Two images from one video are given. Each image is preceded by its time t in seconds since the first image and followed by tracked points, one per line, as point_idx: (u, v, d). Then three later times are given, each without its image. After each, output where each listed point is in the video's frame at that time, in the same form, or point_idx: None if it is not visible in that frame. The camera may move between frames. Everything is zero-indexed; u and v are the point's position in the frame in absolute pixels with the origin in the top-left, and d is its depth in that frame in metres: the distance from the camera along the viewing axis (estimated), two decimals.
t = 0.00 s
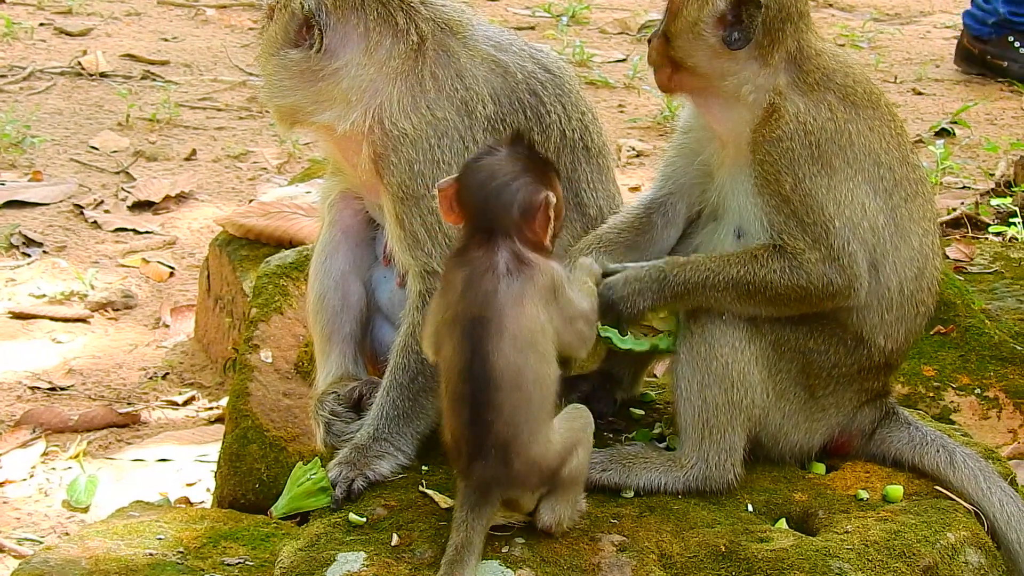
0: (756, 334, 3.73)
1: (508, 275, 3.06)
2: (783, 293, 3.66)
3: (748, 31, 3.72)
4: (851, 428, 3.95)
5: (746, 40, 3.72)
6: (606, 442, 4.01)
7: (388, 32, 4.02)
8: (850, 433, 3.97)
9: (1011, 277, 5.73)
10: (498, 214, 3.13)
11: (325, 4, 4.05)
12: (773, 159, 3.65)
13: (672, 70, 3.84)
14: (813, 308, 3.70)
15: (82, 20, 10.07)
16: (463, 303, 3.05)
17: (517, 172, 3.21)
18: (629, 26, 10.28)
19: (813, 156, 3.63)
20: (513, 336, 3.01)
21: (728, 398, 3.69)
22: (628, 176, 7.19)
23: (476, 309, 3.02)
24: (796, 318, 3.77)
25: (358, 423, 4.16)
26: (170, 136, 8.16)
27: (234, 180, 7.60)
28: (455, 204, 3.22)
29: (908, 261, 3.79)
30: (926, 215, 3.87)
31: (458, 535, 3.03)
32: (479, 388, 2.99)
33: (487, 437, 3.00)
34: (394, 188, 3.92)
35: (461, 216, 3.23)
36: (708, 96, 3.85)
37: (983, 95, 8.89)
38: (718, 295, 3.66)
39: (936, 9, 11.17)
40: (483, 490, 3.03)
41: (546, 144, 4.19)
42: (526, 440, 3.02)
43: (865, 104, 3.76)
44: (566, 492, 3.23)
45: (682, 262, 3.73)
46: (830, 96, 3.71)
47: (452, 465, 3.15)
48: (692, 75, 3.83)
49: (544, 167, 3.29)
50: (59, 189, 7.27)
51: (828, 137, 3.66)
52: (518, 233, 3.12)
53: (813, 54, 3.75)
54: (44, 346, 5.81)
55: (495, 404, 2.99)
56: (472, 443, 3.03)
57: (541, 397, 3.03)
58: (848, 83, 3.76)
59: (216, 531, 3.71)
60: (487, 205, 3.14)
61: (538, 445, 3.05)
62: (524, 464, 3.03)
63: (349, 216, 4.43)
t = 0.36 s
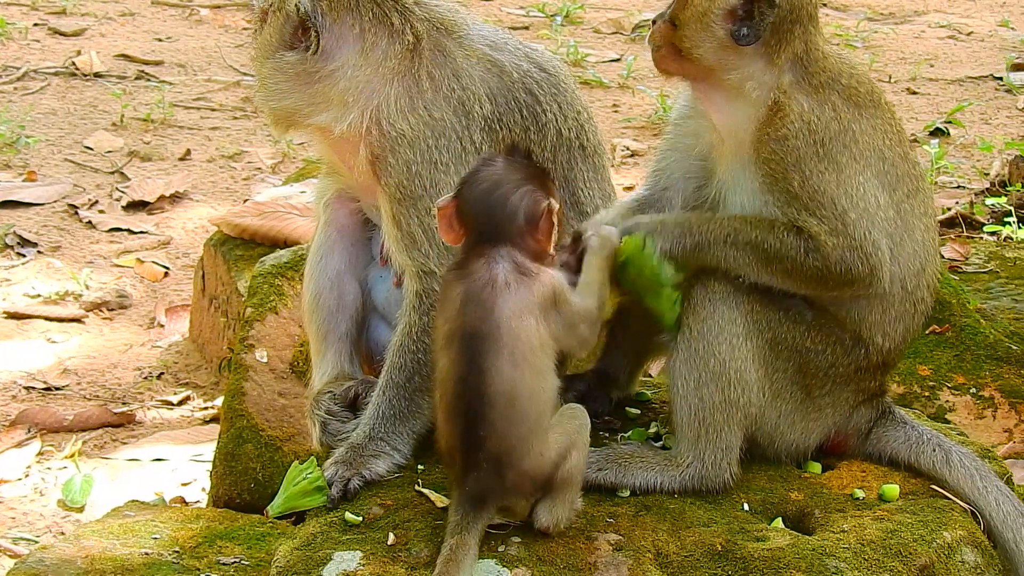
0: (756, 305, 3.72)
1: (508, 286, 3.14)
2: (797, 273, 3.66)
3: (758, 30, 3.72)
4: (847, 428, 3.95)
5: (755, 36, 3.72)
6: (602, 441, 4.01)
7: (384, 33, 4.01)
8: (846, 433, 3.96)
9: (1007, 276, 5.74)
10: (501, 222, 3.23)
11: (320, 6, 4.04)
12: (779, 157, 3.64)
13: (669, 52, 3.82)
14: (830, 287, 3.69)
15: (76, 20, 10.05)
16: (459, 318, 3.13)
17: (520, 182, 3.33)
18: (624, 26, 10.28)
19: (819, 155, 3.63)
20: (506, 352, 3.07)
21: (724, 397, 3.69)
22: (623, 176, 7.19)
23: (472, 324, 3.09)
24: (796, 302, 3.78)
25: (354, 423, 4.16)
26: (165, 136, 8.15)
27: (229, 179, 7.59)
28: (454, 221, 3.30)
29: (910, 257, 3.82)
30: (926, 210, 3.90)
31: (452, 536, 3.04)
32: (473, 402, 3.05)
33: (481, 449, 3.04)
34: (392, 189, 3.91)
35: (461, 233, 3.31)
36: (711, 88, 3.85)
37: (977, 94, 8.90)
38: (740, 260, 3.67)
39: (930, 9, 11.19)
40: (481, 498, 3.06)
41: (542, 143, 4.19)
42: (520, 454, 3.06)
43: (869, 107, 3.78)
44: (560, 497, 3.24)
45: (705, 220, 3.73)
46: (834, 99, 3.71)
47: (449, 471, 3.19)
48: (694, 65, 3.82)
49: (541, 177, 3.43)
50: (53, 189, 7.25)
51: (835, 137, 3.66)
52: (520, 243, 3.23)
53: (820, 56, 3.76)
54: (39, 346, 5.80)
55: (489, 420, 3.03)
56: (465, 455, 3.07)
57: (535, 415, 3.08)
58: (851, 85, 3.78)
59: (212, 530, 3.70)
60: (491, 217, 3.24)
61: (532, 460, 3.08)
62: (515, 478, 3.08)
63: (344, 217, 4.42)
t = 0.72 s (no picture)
0: (755, 302, 3.71)
1: (512, 295, 3.07)
2: (782, 275, 3.64)
3: (819, 31, 3.69)
4: (847, 425, 3.95)
5: (819, 38, 3.68)
6: (602, 439, 4.01)
7: (384, 32, 4.01)
8: (846, 430, 3.97)
9: (1006, 274, 5.74)
10: (515, 231, 3.21)
11: (320, 6, 4.04)
12: (796, 153, 3.66)
13: (733, 108, 3.76)
14: (806, 291, 3.71)
15: (75, 18, 10.03)
16: (462, 323, 3.09)
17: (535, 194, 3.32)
18: (622, 24, 10.27)
19: (835, 151, 3.66)
20: (506, 363, 3.02)
21: (724, 396, 3.69)
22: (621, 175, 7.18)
23: (474, 331, 3.05)
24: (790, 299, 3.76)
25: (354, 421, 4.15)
26: (163, 134, 8.14)
27: (228, 178, 7.58)
28: (469, 228, 3.29)
29: (909, 252, 3.81)
30: (928, 206, 3.91)
31: (452, 537, 3.05)
32: (473, 411, 3.03)
33: (482, 458, 3.04)
34: (393, 188, 3.90)
35: (473, 242, 3.29)
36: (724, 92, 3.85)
37: (976, 92, 8.90)
38: (726, 262, 3.62)
39: (929, 7, 11.19)
40: (481, 503, 3.07)
41: (542, 141, 4.20)
42: (522, 463, 3.06)
43: (879, 94, 3.80)
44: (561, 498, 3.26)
45: (700, 218, 3.63)
46: (846, 86, 3.73)
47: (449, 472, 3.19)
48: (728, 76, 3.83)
49: (556, 191, 3.42)
50: (52, 188, 7.25)
51: (852, 131, 3.68)
52: (531, 253, 3.20)
53: (830, 55, 3.79)
54: (38, 344, 5.79)
55: (488, 430, 3.02)
56: (465, 462, 3.07)
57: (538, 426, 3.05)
58: (859, 76, 3.78)
59: (212, 528, 3.71)
60: (505, 224, 3.22)
61: (533, 467, 3.10)
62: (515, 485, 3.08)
63: (343, 216, 4.41)
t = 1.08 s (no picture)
0: (747, 304, 3.74)
1: (528, 296, 3.05)
2: (759, 272, 3.68)
3: (791, 45, 3.70)
4: (847, 426, 3.95)
5: (791, 52, 3.70)
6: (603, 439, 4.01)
7: (385, 32, 4.01)
8: (846, 431, 3.96)
9: (1008, 275, 5.73)
10: (527, 236, 3.18)
11: (320, 7, 4.02)
12: (786, 157, 3.66)
13: (711, 122, 3.81)
14: (788, 292, 3.73)
15: (78, 17, 10.04)
16: (476, 327, 3.06)
17: (547, 200, 3.28)
18: (625, 23, 10.27)
19: (825, 154, 3.66)
20: (520, 368, 3.02)
21: (724, 396, 3.70)
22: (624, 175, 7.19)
23: (490, 332, 3.04)
24: (783, 302, 3.78)
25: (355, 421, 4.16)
26: (166, 133, 8.15)
27: (230, 177, 7.59)
28: (479, 233, 3.25)
29: (905, 256, 3.80)
30: (927, 209, 3.89)
31: (451, 536, 3.08)
32: (485, 415, 3.02)
33: (489, 461, 3.05)
34: (395, 189, 3.92)
35: (483, 248, 3.24)
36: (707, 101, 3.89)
37: (979, 93, 8.89)
38: (699, 256, 3.72)
39: (932, 7, 11.18)
40: (483, 504, 3.10)
41: (544, 140, 4.20)
42: (529, 464, 3.08)
43: (874, 96, 3.78)
44: (562, 492, 3.23)
45: (666, 213, 3.80)
46: (838, 89, 3.73)
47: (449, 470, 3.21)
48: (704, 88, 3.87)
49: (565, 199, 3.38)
50: (55, 186, 7.25)
51: (842, 136, 3.68)
52: (546, 258, 3.18)
53: (817, 53, 3.79)
54: (40, 343, 5.80)
55: (498, 433, 3.02)
56: (473, 463, 3.07)
57: (547, 428, 3.07)
58: (850, 77, 3.77)
59: (214, 527, 3.71)
60: (518, 229, 3.19)
61: (539, 468, 3.11)
62: (520, 486, 3.10)
63: (344, 216, 4.42)
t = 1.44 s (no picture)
0: (748, 302, 3.73)
1: (533, 298, 3.08)
2: (763, 267, 3.66)
3: (785, 46, 3.71)
4: (846, 424, 3.96)
5: (786, 53, 3.70)
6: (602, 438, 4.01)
7: (384, 32, 4.01)
8: (845, 430, 3.97)
9: (1007, 274, 5.73)
10: (530, 242, 3.23)
11: (320, 8, 4.03)
12: (784, 159, 3.67)
13: (709, 125, 3.81)
14: (791, 289, 3.72)
15: (78, 17, 10.05)
16: (481, 330, 3.06)
17: (551, 207, 3.33)
18: (625, 23, 10.27)
19: (822, 157, 3.66)
20: (525, 369, 3.03)
21: (723, 395, 3.70)
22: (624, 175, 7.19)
23: (494, 335, 3.05)
24: (783, 301, 3.77)
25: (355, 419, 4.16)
26: (166, 133, 8.16)
27: (230, 177, 7.59)
28: (484, 241, 3.29)
29: (903, 256, 3.81)
30: (924, 210, 3.90)
31: (452, 536, 3.08)
32: (488, 416, 3.02)
33: (491, 461, 3.05)
34: (395, 189, 3.91)
35: (487, 254, 3.28)
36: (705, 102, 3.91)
37: (979, 92, 8.89)
38: (705, 250, 3.71)
39: (932, 7, 11.18)
40: (485, 506, 3.10)
41: (543, 140, 4.22)
42: (531, 466, 3.07)
43: (870, 97, 3.79)
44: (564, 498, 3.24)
45: (680, 202, 3.75)
46: (834, 90, 3.74)
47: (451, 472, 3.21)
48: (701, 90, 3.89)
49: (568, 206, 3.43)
50: (54, 187, 7.26)
51: (840, 138, 3.68)
52: (549, 262, 3.23)
53: (812, 53, 3.79)
54: (40, 343, 5.80)
55: (501, 435, 3.02)
56: (474, 466, 3.07)
57: (550, 429, 3.06)
58: (845, 77, 3.78)
59: (213, 527, 3.71)
60: (524, 234, 3.24)
61: (541, 471, 3.11)
62: (522, 488, 3.10)
63: (343, 215, 4.41)
